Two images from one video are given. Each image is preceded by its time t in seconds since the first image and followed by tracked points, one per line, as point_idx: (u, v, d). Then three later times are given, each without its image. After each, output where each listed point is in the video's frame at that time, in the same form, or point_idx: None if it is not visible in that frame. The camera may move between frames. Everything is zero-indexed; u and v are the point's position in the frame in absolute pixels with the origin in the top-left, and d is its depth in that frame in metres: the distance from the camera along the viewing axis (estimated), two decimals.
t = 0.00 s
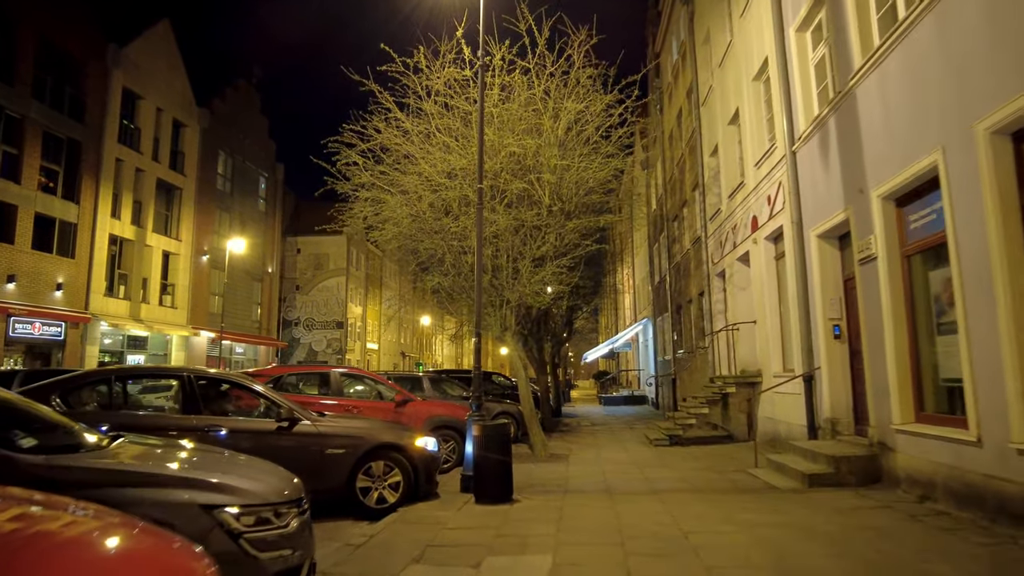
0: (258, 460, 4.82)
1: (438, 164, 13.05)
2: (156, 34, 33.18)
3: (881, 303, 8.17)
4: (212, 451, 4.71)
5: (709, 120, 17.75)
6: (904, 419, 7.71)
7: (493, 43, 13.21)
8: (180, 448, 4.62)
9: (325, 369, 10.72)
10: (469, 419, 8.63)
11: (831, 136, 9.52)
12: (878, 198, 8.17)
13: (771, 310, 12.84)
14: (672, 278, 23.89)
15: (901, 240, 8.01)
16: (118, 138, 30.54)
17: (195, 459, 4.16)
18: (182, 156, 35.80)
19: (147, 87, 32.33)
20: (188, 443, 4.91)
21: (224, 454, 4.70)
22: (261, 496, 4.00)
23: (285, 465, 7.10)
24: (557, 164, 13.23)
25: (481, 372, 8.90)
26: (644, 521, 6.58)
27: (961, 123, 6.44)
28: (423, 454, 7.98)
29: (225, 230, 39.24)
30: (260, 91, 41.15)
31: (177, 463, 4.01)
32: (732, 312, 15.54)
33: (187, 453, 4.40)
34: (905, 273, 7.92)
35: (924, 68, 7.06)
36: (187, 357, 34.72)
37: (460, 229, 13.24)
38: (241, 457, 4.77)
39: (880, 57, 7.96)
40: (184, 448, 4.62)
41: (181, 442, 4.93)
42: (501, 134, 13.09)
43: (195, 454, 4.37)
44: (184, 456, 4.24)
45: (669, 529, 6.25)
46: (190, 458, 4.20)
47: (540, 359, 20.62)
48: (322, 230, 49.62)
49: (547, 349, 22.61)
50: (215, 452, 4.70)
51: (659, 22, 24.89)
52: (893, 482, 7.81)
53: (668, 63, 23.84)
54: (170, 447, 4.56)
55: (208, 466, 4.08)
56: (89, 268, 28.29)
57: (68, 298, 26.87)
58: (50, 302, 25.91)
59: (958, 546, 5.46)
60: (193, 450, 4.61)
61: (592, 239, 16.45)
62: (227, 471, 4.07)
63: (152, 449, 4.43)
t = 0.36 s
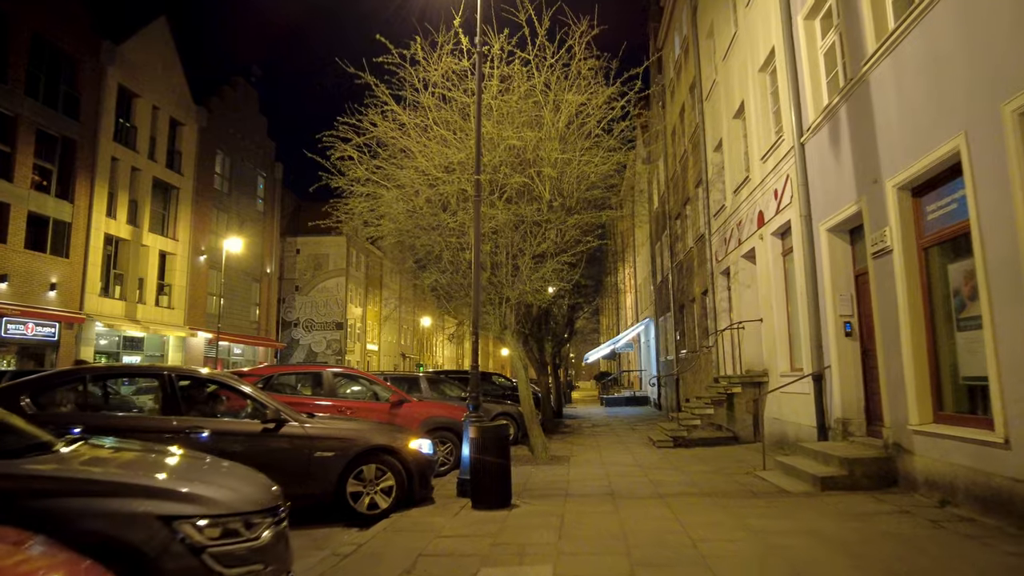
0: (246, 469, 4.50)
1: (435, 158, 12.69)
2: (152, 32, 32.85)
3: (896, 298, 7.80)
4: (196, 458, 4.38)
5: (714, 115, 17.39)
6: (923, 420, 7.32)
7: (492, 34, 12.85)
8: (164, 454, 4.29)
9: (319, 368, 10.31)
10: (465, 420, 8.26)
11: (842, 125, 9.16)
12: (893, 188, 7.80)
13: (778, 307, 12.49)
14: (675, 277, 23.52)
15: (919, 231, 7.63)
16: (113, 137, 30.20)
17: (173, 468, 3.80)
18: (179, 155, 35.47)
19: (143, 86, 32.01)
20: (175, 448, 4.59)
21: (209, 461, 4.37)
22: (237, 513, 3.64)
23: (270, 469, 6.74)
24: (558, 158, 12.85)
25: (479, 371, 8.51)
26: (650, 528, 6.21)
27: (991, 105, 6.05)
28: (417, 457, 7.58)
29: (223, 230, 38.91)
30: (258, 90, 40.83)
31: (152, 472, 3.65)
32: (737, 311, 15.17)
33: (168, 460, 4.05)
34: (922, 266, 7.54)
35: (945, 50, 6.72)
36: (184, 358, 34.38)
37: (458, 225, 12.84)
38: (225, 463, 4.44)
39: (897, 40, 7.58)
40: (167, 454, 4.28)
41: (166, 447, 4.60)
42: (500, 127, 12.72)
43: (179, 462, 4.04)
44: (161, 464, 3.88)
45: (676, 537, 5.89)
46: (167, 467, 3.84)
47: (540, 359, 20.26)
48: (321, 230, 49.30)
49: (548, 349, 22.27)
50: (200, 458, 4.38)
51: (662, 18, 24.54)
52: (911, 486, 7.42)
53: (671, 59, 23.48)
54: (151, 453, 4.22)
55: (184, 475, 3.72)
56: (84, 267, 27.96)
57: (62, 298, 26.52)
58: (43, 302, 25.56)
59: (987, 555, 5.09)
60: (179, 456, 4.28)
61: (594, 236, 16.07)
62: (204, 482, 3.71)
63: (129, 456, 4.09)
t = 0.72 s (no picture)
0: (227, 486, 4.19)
1: (432, 151, 12.29)
2: (147, 27, 32.44)
3: (913, 295, 7.43)
4: (176, 474, 4.08)
5: (717, 108, 17.01)
6: (943, 424, 6.95)
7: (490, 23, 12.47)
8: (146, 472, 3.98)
9: (311, 369, 9.92)
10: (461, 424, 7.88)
11: (854, 115, 8.78)
12: (909, 181, 7.42)
13: (786, 305, 12.12)
14: (677, 275, 23.16)
15: (937, 226, 7.25)
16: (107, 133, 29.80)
17: (144, 489, 3.49)
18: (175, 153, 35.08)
19: (137, 82, 31.61)
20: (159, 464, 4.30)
21: (188, 478, 4.07)
22: (205, 535, 3.31)
23: (255, 476, 6.38)
24: (558, 152, 12.47)
25: (474, 372, 8.13)
26: (656, 542, 5.85)
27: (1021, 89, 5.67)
28: (410, 464, 7.19)
29: (220, 228, 38.54)
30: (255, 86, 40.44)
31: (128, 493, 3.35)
32: (742, 309, 14.81)
33: (146, 479, 3.75)
34: (941, 263, 7.16)
35: (967, 33, 6.35)
36: (180, 357, 33.98)
37: (455, 221, 12.43)
38: (204, 480, 4.14)
39: (914, 25, 7.21)
40: (149, 472, 3.99)
41: (148, 462, 4.32)
42: (498, 120, 12.35)
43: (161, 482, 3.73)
44: (132, 483, 3.57)
45: (685, 551, 5.53)
46: (134, 486, 3.51)
47: (540, 358, 19.90)
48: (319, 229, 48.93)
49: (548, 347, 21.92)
50: (180, 476, 4.08)
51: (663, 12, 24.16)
52: (931, 493, 7.05)
53: (672, 53, 23.10)
54: (132, 471, 3.94)
55: (155, 495, 3.41)
56: (77, 266, 27.57)
57: (54, 297, 26.13)
58: (35, 301, 25.17)
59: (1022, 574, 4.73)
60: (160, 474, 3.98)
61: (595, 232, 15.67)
62: (169, 502, 3.38)
63: (90, 472, 3.73)
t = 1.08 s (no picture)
0: (207, 499, 3.90)
1: (429, 143, 11.91)
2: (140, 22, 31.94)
3: (937, 289, 7.05)
4: (155, 487, 3.78)
5: (721, 102, 16.63)
6: (971, 428, 6.55)
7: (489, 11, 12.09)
8: (127, 483, 3.71)
9: (303, 368, 9.48)
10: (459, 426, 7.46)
11: (871, 104, 8.41)
12: (935, 169, 7.03)
13: (795, 304, 11.76)
14: (678, 274, 22.80)
15: (964, 218, 6.86)
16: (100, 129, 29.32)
17: (112, 505, 3.16)
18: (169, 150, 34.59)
19: (131, 77, 31.13)
20: (141, 475, 4.03)
21: (165, 490, 3.71)
22: (165, 554, 2.98)
23: (241, 483, 5.96)
24: (559, 145, 12.09)
25: (473, 372, 7.71)
26: (671, 554, 5.43)
27: None
28: (405, 469, 6.75)
29: (214, 226, 38.06)
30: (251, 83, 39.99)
31: (98, 513, 3.03)
32: (748, 308, 14.43)
33: (117, 492, 3.36)
34: (969, 257, 6.77)
35: (1001, 10, 5.97)
36: (173, 357, 33.47)
37: (452, 215, 12.03)
38: (181, 492, 3.84)
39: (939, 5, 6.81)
40: (129, 485, 3.70)
41: (131, 473, 4.04)
42: (497, 111, 11.97)
43: (141, 494, 3.45)
44: (98, 498, 3.19)
45: (704, 564, 5.13)
46: (103, 502, 3.17)
47: (540, 359, 19.50)
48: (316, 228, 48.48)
49: (547, 347, 21.53)
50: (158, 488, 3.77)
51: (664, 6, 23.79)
52: (959, 501, 6.65)
53: (674, 48, 22.74)
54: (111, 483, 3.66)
55: (126, 515, 3.10)
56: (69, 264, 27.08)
57: (45, 295, 25.62)
58: (25, 299, 24.67)
59: None
60: (140, 486, 3.70)
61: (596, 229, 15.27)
62: (142, 522, 3.07)
63: (47, 484, 3.34)
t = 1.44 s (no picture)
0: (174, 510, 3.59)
1: (423, 135, 11.60)
2: (131, 17, 31.49)
3: (949, 283, 6.76)
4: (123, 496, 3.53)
5: (721, 98, 16.36)
6: (986, 428, 6.27)
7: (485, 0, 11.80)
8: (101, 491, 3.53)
9: (290, 366, 9.15)
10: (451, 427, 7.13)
11: (879, 92, 8.12)
12: (948, 158, 6.75)
13: (796, 301, 11.48)
14: (675, 273, 22.52)
15: (979, 209, 6.57)
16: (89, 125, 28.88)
17: (64, 519, 2.90)
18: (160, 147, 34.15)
19: (121, 72, 30.68)
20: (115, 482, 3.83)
21: (127, 499, 3.41)
22: None
23: (219, 487, 5.63)
24: (555, 137, 11.81)
25: (466, 370, 7.38)
26: (674, 561, 5.14)
27: None
28: (393, 471, 6.42)
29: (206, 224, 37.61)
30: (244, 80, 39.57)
31: (52, 529, 2.79)
32: (747, 306, 14.16)
33: (71, 502, 3.06)
34: (985, 250, 6.49)
35: None
36: (163, 357, 33.03)
37: (446, 209, 11.72)
38: (148, 502, 3.55)
39: None
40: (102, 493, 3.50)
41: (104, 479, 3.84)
42: (492, 103, 11.68)
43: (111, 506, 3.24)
44: (47, 511, 2.89)
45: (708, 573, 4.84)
46: (56, 516, 2.91)
47: (535, 358, 19.18)
48: (309, 226, 48.04)
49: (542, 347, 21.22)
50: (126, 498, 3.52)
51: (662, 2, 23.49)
52: (974, 505, 6.36)
53: (672, 44, 22.45)
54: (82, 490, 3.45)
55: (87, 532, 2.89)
56: (56, 261, 26.64)
57: (31, 293, 25.18)
58: (11, 297, 24.23)
59: None
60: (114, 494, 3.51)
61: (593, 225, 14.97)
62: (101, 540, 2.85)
63: None
